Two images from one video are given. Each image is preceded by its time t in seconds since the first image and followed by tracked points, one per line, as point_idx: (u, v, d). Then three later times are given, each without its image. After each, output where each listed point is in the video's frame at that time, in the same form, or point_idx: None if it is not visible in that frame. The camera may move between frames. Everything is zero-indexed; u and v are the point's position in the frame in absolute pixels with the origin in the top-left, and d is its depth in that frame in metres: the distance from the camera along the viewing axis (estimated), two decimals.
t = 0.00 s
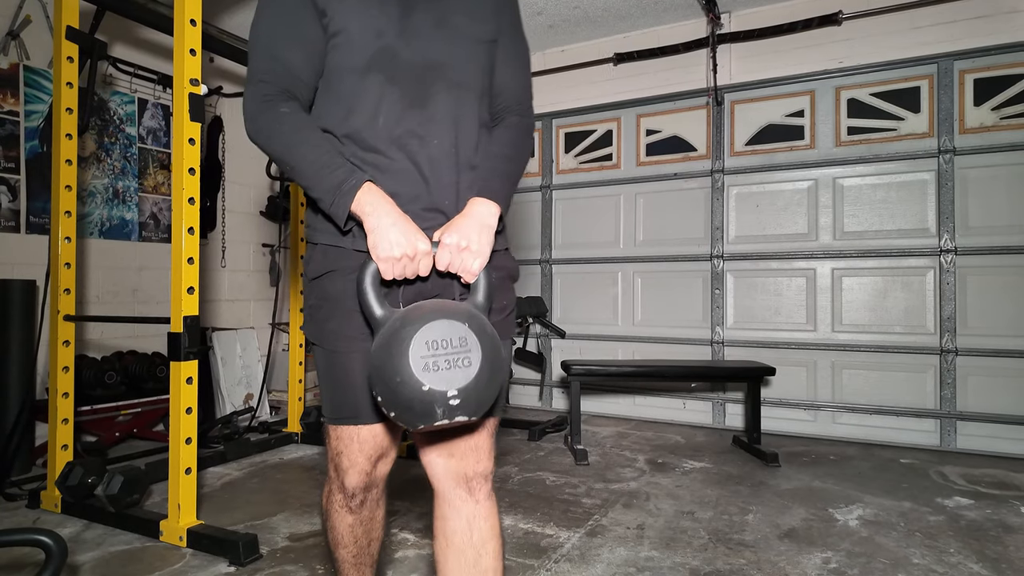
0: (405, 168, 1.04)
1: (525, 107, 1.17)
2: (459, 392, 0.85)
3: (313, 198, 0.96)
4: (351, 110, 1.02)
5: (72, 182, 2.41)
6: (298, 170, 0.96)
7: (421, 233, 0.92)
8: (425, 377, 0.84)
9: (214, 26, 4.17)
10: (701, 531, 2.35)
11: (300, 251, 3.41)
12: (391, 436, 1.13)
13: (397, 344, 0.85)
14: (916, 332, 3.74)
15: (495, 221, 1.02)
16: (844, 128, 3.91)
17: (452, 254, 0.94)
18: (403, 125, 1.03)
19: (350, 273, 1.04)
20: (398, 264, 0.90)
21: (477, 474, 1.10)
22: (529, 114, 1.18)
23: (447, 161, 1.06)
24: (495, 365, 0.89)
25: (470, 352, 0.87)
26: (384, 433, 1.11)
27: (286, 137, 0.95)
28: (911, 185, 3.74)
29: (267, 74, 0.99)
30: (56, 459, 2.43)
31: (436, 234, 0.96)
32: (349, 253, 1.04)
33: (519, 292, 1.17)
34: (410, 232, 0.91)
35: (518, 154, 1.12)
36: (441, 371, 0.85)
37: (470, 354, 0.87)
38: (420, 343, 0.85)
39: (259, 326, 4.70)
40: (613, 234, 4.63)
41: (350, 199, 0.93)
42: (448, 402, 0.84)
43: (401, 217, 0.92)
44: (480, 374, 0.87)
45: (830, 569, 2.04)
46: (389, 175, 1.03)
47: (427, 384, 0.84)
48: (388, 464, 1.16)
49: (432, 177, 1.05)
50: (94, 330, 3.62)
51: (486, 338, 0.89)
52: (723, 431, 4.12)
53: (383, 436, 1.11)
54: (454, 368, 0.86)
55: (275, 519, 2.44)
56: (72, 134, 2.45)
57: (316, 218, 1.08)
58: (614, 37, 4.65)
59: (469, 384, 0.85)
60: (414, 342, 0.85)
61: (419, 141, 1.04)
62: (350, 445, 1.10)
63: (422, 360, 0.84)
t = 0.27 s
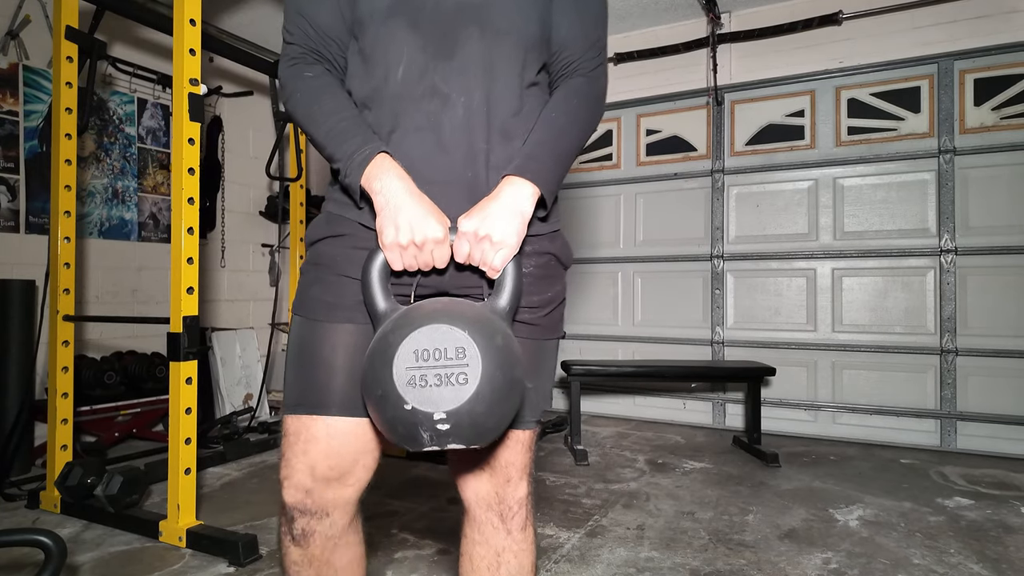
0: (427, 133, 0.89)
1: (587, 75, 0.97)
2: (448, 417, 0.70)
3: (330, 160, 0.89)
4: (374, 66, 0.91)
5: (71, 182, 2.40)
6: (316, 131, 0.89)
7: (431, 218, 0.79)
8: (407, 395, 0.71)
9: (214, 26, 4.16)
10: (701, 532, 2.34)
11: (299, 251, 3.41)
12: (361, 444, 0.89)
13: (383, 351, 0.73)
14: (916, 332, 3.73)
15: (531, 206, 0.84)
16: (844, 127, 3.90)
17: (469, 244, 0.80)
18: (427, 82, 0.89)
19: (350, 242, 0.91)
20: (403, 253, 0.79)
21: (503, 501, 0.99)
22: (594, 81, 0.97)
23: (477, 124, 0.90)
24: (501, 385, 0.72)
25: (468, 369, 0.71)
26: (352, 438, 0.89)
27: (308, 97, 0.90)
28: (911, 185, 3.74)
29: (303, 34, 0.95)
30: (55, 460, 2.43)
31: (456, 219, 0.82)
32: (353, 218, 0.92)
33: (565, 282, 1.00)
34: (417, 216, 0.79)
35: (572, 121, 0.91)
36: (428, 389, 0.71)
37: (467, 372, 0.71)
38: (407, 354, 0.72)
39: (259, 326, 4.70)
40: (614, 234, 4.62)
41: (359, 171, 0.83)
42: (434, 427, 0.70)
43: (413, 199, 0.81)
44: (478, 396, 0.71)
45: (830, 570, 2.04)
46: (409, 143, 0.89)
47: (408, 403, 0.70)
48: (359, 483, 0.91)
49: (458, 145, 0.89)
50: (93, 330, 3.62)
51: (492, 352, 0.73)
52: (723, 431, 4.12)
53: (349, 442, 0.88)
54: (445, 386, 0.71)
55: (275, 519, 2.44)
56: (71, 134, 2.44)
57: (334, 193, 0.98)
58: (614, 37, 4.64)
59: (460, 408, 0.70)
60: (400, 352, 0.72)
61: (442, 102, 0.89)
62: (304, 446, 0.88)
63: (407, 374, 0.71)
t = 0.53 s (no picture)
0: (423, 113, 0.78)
1: (602, 30, 0.87)
2: (484, 471, 0.57)
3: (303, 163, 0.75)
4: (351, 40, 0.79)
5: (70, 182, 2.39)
6: (286, 130, 0.76)
7: (439, 223, 0.67)
8: (431, 448, 0.58)
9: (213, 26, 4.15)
10: (702, 533, 2.33)
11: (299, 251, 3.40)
12: (378, 497, 0.74)
13: (394, 396, 0.60)
14: (917, 332, 3.73)
15: (555, 194, 0.73)
16: (845, 127, 3.90)
17: (485, 250, 0.69)
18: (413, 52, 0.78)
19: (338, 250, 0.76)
20: (408, 268, 0.67)
21: (539, 551, 0.86)
22: (611, 39, 0.87)
23: (477, 102, 0.80)
24: (544, 424, 0.59)
25: (501, 410, 0.58)
26: (368, 492, 0.74)
27: (275, 92, 0.78)
28: (912, 185, 3.73)
29: (262, 18, 0.82)
30: (54, 460, 2.42)
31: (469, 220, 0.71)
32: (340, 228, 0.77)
33: (597, 289, 0.88)
34: (421, 221, 0.67)
35: (589, 87, 0.80)
36: (456, 439, 0.58)
37: (501, 412, 0.58)
38: (424, 397, 0.59)
39: (258, 327, 4.68)
40: (614, 234, 4.61)
41: (347, 175, 0.71)
42: (468, 485, 0.57)
43: (416, 201, 0.69)
44: (518, 442, 0.58)
45: (831, 570, 2.03)
46: (403, 126, 0.78)
47: (433, 459, 0.58)
48: (389, 549, 0.76)
49: (460, 127, 0.79)
50: (92, 330, 3.62)
51: (527, 382, 0.60)
52: (724, 432, 4.11)
53: (364, 498, 0.73)
54: (475, 433, 0.58)
55: (274, 520, 2.42)
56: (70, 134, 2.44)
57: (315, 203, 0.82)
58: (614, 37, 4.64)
59: (498, 459, 0.57)
60: (415, 395, 0.59)
61: (438, 75, 0.78)
62: (316, 515, 0.75)
63: (428, 423, 0.58)
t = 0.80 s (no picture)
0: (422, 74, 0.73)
1: None
2: (526, 489, 0.51)
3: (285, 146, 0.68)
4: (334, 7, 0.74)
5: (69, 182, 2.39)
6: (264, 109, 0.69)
7: (450, 190, 0.60)
8: (459, 462, 0.51)
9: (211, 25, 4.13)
10: (703, 534, 2.32)
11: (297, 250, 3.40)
12: (379, 528, 0.73)
13: (410, 398, 0.53)
14: (917, 333, 3.72)
15: (582, 162, 0.66)
16: (845, 127, 3.89)
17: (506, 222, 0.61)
18: (407, 5, 0.73)
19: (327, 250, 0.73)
20: (412, 241, 0.59)
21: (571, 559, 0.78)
22: None
23: (483, 58, 0.74)
24: (588, 428, 0.54)
25: (545, 413, 0.52)
26: (369, 525, 0.73)
27: (237, 50, 0.71)
28: (913, 185, 3.72)
29: None
30: (53, 460, 2.41)
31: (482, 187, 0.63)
32: (322, 215, 0.75)
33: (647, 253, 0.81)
34: (428, 187, 0.59)
35: (609, 29, 0.75)
36: (492, 449, 0.51)
37: (545, 416, 0.52)
38: (451, 399, 0.52)
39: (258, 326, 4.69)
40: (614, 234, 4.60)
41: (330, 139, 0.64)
42: (505, 507, 0.51)
43: (422, 166, 0.62)
44: (565, 449, 0.52)
45: (832, 571, 2.03)
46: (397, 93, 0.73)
47: (462, 475, 0.51)
48: None
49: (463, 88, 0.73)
50: (92, 330, 3.61)
51: (570, 381, 0.54)
52: (724, 432, 4.10)
53: (366, 532, 0.72)
54: (514, 442, 0.51)
55: (274, 521, 2.42)
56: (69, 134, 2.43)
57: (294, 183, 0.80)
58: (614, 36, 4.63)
59: (543, 472, 0.51)
60: (438, 397, 0.52)
61: (433, 25, 0.73)
62: (313, 553, 0.73)
63: (456, 431, 0.51)
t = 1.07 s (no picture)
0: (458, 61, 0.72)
1: None
2: (512, 519, 0.50)
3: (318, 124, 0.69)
4: None
5: (68, 182, 2.38)
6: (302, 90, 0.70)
7: (469, 183, 0.59)
8: (444, 483, 0.51)
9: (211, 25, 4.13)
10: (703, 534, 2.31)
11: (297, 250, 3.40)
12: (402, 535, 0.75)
13: (404, 411, 0.53)
14: (918, 333, 3.71)
15: (625, 150, 0.62)
16: (845, 127, 3.88)
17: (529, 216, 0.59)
18: None
19: (354, 246, 0.74)
20: (427, 236, 0.59)
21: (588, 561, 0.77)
22: None
23: (522, 36, 0.70)
24: (588, 459, 0.51)
25: (538, 440, 0.51)
26: (392, 529, 0.74)
27: (274, 26, 0.74)
28: (913, 185, 3.72)
29: None
30: (53, 460, 2.41)
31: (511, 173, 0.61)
32: (352, 207, 0.75)
33: (701, 267, 0.78)
34: (445, 180, 0.59)
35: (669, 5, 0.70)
36: (479, 472, 0.51)
37: (538, 443, 0.51)
38: (440, 415, 0.52)
39: (258, 327, 4.68)
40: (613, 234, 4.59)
41: (351, 118, 0.65)
42: (491, 533, 0.50)
43: (445, 156, 0.61)
44: (558, 480, 0.50)
45: (832, 572, 2.02)
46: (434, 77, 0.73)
47: (446, 497, 0.51)
48: None
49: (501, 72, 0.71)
50: (91, 330, 3.61)
51: (571, 407, 0.52)
52: (725, 433, 4.09)
53: (389, 535, 0.74)
54: (503, 468, 0.50)
55: (273, 522, 2.41)
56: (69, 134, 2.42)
57: (328, 174, 0.81)
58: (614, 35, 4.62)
59: (531, 504, 0.50)
60: (427, 414, 0.52)
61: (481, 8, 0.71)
62: (339, 551, 0.75)
63: (442, 450, 0.51)
